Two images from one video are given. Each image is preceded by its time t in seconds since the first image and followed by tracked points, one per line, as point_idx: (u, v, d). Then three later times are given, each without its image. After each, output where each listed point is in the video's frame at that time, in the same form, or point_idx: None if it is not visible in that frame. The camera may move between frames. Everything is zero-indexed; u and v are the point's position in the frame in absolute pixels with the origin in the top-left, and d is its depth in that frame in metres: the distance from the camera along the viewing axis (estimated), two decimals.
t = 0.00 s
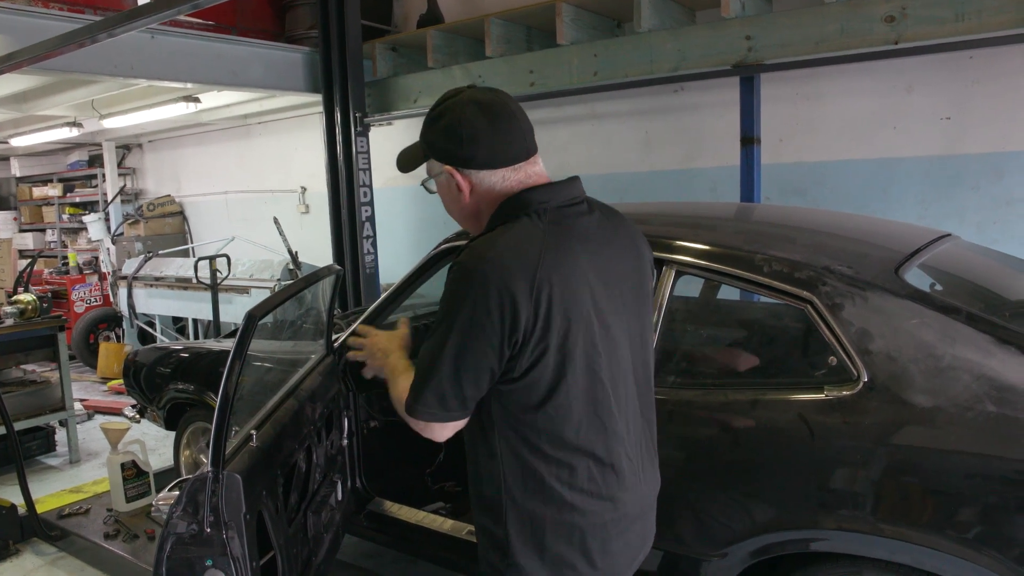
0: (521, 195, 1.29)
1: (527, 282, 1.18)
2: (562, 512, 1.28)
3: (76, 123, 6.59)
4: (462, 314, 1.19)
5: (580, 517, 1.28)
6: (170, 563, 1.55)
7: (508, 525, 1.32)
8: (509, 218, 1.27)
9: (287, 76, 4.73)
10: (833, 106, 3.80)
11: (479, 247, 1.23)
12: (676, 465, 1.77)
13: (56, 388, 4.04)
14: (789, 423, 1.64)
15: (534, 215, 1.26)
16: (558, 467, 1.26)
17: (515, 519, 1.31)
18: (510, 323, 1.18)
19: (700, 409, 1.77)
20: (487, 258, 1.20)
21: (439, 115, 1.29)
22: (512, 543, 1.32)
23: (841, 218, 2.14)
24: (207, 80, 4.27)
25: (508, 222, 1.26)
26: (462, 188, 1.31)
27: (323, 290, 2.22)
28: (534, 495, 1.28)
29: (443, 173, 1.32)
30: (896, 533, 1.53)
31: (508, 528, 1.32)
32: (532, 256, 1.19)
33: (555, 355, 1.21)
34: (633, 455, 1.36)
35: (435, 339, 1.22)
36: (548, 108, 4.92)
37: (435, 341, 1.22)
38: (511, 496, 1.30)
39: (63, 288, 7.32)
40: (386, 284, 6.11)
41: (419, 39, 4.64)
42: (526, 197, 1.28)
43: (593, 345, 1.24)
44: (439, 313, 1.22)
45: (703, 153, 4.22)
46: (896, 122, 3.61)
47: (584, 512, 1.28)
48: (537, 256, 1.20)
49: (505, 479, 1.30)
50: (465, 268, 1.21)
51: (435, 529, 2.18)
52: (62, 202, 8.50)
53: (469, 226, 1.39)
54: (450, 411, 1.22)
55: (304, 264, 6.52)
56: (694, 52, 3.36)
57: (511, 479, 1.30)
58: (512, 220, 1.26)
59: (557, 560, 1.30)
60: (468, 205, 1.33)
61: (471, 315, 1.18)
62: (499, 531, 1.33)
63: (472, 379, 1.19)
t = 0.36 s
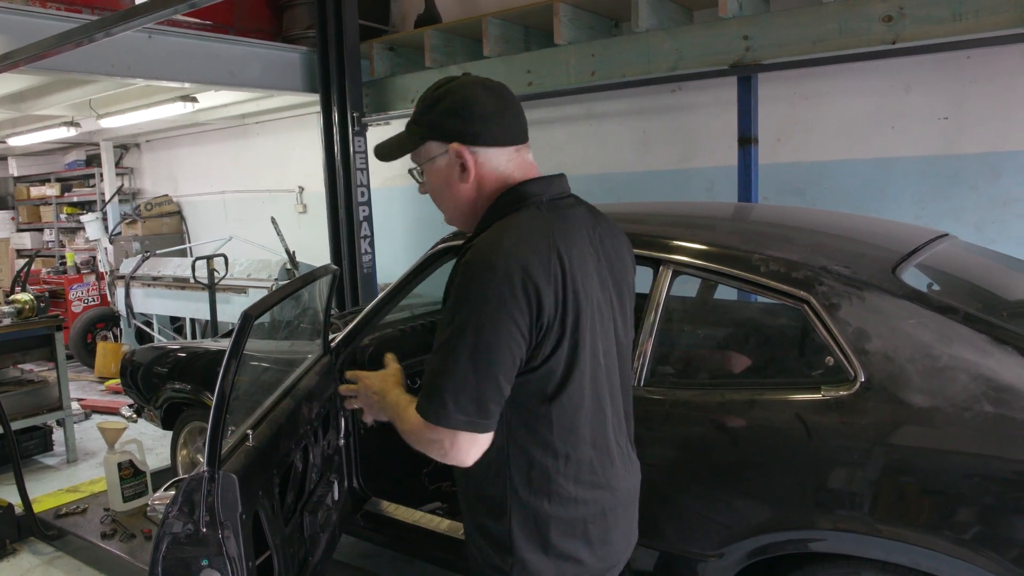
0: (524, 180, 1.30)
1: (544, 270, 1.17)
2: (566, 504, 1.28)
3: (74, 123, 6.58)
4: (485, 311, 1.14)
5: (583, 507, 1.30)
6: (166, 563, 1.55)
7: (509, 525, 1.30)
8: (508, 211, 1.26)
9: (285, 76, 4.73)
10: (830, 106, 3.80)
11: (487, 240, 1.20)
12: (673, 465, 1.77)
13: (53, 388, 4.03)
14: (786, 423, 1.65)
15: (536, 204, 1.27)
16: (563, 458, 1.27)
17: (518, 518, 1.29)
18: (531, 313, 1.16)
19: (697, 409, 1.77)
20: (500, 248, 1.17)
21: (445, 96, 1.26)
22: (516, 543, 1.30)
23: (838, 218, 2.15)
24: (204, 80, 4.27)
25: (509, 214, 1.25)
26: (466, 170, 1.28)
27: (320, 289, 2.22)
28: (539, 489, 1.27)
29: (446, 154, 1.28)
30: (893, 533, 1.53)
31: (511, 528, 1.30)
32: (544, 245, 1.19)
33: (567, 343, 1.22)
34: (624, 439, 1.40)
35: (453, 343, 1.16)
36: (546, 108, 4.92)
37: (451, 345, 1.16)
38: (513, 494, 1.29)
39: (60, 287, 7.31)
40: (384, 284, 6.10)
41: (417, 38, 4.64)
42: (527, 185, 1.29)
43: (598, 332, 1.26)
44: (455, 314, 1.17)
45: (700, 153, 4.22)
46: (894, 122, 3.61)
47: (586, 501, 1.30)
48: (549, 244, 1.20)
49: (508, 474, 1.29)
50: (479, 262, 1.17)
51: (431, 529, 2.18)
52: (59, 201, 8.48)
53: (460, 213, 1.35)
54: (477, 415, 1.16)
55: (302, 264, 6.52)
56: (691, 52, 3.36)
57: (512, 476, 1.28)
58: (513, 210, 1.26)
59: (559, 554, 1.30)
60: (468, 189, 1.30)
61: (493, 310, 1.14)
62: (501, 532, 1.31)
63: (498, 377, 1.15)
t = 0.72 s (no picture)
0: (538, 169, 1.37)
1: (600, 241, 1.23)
2: (584, 491, 1.28)
3: (80, 123, 6.61)
4: (574, 286, 1.13)
5: (599, 491, 1.31)
6: (171, 562, 1.56)
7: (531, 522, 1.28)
8: (533, 199, 1.29)
9: (291, 76, 4.74)
10: (836, 105, 3.79)
11: (537, 224, 1.21)
12: (677, 465, 1.77)
13: (60, 387, 4.05)
14: (791, 424, 1.64)
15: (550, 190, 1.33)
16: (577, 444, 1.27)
17: (539, 514, 1.27)
18: (603, 282, 1.19)
19: (702, 409, 1.76)
20: (558, 227, 1.19)
21: (483, 76, 1.29)
22: (541, 538, 1.28)
23: (844, 218, 2.14)
24: (209, 80, 4.28)
25: (541, 194, 1.29)
26: (507, 144, 1.29)
27: (325, 289, 2.22)
28: (560, 482, 1.26)
29: (494, 124, 1.26)
30: (899, 535, 1.52)
31: (531, 524, 1.28)
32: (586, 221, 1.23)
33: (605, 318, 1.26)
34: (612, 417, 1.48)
35: (551, 325, 1.12)
36: (550, 108, 4.92)
37: (545, 330, 1.12)
38: (530, 490, 1.27)
39: (67, 287, 7.34)
40: (389, 283, 6.11)
41: (422, 38, 4.64)
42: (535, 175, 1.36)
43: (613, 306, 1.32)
44: (542, 297, 1.13)
45: (705, 153, 4.21)
46: (900, 121, 3.59)
47: (601, 484, 1.31)
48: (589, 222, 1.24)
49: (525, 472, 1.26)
50: (547, 242, 1.16)
51: (436, 530, 2.18)
52: (66, 201, 8.53)
53: (490, 191, 1.29)
54: (591, 390, 1.14)
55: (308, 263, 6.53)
56: (697, 51, 3.35)
57: (528, 475, 1.26)
58: (540, 197, 1.29)
59: (583, 544, 1.29)
60: (505, 165, 1.30)
61: (579, 285, 1.14)
62: (523, 532, 1.29)
63: (597, 347, 1.15)
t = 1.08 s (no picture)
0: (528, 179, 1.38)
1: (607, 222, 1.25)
2: (606, 478, 1.25)
3: (86, 123, 6.63)
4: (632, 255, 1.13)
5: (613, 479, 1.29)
6: (175, 562, 1.55)
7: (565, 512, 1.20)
8: (549, 195, 1.26)
9: (295, 76, 4.74)
10: (841, 105, 3.77)
11: (573, 208, 1.18)
12: (681, 466, 1.76)
13: (64, 386, 4.05)
14: (796, 424, 1.63)
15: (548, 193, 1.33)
16: (603, 429, 1.24)
17: (573, 503, 1.20)
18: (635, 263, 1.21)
19: (707, 410, 1.76)
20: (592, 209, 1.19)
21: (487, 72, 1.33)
22: (572, 529, 1.20)
23: (850, 218, 2.13)
24: (214, 80, 4.28)
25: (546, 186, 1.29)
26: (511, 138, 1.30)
27: (330, 288, 2.22)
28: (592, 468, 1.21)
29: (502, 114, 1.29)
30: (905, 536, 1.51)
31: (565, 515, 1.20)
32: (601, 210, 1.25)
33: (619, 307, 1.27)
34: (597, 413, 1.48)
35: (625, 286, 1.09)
36: (555, 108, 4.92)
37: (619, 291, 1.09)
38: (566, 477, 1.19)
39: (72, 286, 7.36)
40: (392, 283, 6.11)
41: (426, 38, 4.64)
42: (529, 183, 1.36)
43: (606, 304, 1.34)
44: (611, 261, 1.10)
45: (710, 153, 4.20)
46: (906, 121, 3.58)
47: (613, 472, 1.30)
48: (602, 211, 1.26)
49: (557, 457, 1.19)
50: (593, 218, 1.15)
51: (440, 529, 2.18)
52: (71, 201, 8.55)
53: (496, 178, 1.26)
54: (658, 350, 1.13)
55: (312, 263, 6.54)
56: (702, 51, 3.34)
57: (555, 458, 1.19)
58: (556, 192, 1.26)
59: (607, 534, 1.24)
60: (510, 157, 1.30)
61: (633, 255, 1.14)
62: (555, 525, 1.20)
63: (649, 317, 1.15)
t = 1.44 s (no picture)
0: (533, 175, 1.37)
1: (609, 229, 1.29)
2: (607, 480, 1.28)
3: (87, 123, 6.63)
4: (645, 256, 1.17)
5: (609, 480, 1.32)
6: (178, 563, 1.54)
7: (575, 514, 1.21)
8: (561, 193, 1.27)
9: (297, 76, 4.74)
10: (843, 105, 3.77)
11: (591, 206, 1.21)
12: (683, 466, 1.76)
13: (66, 387, 4.05)
14: (799, 424, 1.63)
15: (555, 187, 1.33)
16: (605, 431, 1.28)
17: (581, 504, 1.22)
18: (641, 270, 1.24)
19: (709, 410, 1.75)
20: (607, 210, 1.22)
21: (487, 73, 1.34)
22: (580, 530, 1.22)
23: (852, 217, 2.13)
24: (215, 80, 4.28)
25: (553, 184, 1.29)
26: (513, 134, 1.30)
27: (332, 289, 2.22)
28: (599, 468, 1.24)
29: (503, 111, 1.28)
30: (907, 536, 1.51)
31: (573, 517, 1.21)
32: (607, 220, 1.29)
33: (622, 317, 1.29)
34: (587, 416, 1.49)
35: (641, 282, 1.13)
36: (556, 108, 4.92)
37: (634, 283, 1.12)
38: (577, 477, 1.21)
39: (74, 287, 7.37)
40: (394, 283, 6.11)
41: (428, 38, 4.64)
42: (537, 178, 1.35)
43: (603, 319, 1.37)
44: (629, 256, 1.14)
45: (711, 153, 4.20)
46: (907, 121, 3.58)
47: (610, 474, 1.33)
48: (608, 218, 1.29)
49: (570, 455, 1.19)
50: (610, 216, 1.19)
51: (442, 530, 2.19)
52: (73, 201, 8.56)
53: (505, 173, 1.26)
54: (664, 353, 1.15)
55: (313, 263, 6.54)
56: (703, 51, 3.34)
57: (566, 455, 1.19)
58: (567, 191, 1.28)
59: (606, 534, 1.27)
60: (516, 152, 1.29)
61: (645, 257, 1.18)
62: (564, 526, 1.21)
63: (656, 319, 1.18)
